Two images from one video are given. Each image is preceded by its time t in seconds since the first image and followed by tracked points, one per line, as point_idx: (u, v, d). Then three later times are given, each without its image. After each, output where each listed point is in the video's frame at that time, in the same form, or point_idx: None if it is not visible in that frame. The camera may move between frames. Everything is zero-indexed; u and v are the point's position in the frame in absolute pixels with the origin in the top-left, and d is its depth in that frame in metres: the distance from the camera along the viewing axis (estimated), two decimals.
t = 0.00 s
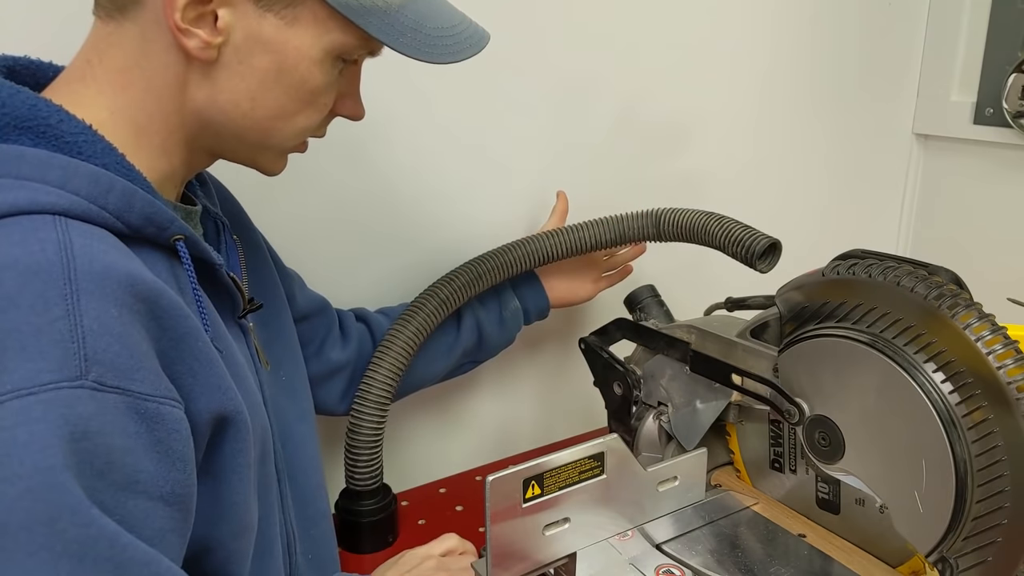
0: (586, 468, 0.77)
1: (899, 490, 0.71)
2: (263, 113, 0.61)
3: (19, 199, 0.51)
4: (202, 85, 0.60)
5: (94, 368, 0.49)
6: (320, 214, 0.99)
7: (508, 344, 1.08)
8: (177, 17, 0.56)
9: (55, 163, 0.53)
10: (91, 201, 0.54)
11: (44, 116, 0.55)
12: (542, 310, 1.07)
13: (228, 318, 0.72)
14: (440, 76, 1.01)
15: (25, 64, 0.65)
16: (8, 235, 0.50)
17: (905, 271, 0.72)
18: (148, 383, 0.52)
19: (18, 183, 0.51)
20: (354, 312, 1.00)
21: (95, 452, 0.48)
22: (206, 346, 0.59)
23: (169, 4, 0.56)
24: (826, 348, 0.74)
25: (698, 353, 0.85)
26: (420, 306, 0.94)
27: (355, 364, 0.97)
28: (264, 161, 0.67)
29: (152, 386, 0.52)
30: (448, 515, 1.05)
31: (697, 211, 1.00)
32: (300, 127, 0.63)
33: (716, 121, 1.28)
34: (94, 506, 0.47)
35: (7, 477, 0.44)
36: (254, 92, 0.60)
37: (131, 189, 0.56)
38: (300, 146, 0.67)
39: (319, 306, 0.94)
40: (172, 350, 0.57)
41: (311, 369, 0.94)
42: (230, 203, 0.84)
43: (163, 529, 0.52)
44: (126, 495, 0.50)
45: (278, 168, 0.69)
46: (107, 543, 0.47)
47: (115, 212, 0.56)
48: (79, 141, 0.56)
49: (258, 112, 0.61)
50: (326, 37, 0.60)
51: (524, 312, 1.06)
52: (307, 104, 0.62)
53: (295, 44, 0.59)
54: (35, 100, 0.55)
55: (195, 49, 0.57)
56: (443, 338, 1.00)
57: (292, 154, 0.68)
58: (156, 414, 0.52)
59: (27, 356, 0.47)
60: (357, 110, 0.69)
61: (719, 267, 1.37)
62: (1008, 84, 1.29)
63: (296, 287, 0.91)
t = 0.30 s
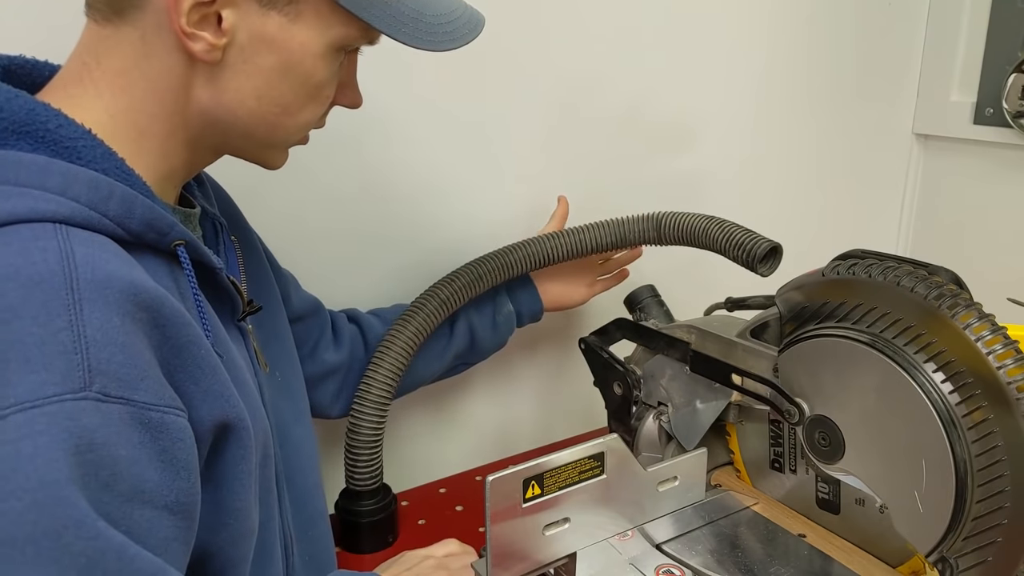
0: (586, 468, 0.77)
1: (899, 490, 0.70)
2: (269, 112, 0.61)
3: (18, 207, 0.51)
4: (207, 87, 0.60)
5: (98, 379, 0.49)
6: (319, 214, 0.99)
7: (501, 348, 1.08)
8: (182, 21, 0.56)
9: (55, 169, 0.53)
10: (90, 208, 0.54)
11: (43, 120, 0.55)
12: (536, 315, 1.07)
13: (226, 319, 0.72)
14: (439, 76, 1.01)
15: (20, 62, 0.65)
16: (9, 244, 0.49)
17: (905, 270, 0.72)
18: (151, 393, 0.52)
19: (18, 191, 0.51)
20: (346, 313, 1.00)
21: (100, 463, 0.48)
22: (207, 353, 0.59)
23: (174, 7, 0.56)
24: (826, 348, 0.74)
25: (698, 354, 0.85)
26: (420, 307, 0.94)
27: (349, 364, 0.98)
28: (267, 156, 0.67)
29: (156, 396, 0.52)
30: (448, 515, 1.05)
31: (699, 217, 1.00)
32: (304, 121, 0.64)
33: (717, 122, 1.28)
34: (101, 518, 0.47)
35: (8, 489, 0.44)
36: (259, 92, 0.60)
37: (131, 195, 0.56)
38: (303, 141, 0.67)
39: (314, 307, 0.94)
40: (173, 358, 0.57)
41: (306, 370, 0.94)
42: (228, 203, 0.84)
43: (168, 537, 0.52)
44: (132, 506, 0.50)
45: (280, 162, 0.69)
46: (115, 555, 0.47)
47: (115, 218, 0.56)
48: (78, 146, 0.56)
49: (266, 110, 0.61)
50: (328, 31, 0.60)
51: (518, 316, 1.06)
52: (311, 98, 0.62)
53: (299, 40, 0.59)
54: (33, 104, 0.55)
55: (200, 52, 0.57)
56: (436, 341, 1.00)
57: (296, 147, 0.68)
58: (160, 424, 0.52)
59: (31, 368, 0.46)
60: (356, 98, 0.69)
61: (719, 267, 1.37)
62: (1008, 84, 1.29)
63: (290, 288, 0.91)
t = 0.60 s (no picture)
0: (586, 468, 0.77)
1: (898, 490, 0.70)
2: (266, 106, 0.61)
3: (10, 209, 0.51)
4: (203, 87, 0.60)
5: (89, 381, 0.49)
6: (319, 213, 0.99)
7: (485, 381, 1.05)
8: (177, 25, 0.56)
9: (47, 170, 0.53)
10: (83, 210, 0.54)
11: (35, 121, 0.55)
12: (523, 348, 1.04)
13: (219, 321, 0.72)
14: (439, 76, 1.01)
15: (12, 63, 0.65)
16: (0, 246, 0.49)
17: (905, 270, 0.72)
18: (142, 394, 0.52)
19: (9, 193, 0.51)
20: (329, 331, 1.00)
21: (90, 467, 0.48)
22: (200, 354, 0.59)
23: (168, 10, 0.55)
24: (826, 348, 0.74)
25: (698, 354, 0.85)
26: (420, 308, 0.94)
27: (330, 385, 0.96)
28: (266, 151, 0.67)
29: (147, 398, 0.52)
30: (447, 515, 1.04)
31: (703, 221, 1.00)
32: (300, 114, 0.64)
33: (717, 122, 1.28)
34: (91, 522, 0.47)
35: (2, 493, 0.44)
36: (256, 88, 0.60)
37: (123, 197, 0.56)
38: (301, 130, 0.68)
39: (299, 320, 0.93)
40: (165, 360, 0.57)
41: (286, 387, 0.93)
42: (220, 205, 0.84)
43: (160, 540, 0.52)
44: (122, 509, 0.50)
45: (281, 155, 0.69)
46: (104, 559, 0.47)
47: (108, 219, 0.56)
48: (70, 147, 0.56)
49: (262, 105, 0.61)
50: (321, 25, 0.60)
51: (505, 349, 1.03)
52: (306, 92, 0.63)
53: (292, 36, 0.59)
54: (25, 106, 0.55)
55: (196, 55, 0.57)
56: (417, 371, 0.97)
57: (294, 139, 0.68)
58: (151, 426, 0.52)
59: (21, 371, 0.46)
60: (352, 87, 0.69)
61: (719, 267, 1.37)
62: (1008, 84, 1.29)
63: (281, 297, 0.91)
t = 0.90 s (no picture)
0: (586, 468, 0.77)
1: (898, 490, 0.70)
2: (246, 105, 0.61)
3: None
4: (178, 87, 0.60)
5: (129, 347, 0.49)
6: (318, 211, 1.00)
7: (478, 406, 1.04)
8: (150, 27, 0.55)
9: (32, 162, 0.53)
10: (70, 200, 0.54)
11: (17, 114, 0.55)
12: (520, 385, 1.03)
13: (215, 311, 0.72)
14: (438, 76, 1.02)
15: None
16: None
17: (905, 271, 0.72)
18: (180, 339, 0.52)
19: None
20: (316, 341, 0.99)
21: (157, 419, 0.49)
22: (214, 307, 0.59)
23: (140, 12, 0.55)
24: (826, 348, 0.74)
25: (699, 354, 0.85)
26: (420, 307, 0.94)
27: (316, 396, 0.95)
28: (242, 154, 0.67)
29: (185, 341, 0.52)
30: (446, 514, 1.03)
31: (699, 217, 1.00)
32: (280, 112, 0.64)
33: (716, 121, 1.28)
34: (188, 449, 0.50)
35: None
36: (233, 87, 0.60)
37: (111, 186, 0.56)
38: (275, 133, 0.67)
39: (282, 326, 0.93)
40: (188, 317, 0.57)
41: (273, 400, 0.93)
42: (207, 203, 0.84)
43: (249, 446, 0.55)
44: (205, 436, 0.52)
45: (255, 160, 0.69)
46: (211, 476, 0.50)
47: (96, 210, 0.55)
48: (54, 140, 0.56)
49: (241, 104, 0.61)
50: (298, 22, 0.59)
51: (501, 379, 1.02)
52: (286, 91, 0.62)
53: (270, 34, 0.58)
54: (8, 99, 0.56)
55: (171, 56, 0.57)
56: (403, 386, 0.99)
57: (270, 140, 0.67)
58: (198, 368, 0.52)
59: (60, 357, 0.47)
60: (334, 84, 0.70)
61: (719, 267, 1.37)
62: (1008, 84, 1.29)
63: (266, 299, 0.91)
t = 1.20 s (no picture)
0: (586, 468, 0.77)
1: (899, 490, 0.70)
2: (232, 95, 0.61)
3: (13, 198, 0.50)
4: (165, 78, 0.59)
5: (162, 310, 0.52)
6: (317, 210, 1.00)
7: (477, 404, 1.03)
8: (130, 20, 0.55)
9: (43, 158, 0.53)
10: (82, 194, 0.54)
11: (19, 113, 0.55)
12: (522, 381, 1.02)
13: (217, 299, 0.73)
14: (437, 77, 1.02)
15: None
16: (12, 231, 0.49)
17: (905, 271, 0.72)
18: (203, 299, 0.55)
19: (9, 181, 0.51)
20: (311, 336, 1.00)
21: (198, 373, 0.52)
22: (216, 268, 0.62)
23: (119, 7, 0.54)
24: (826, 348, 0.74)
25: (699, 354, 0.85)
26: (420, 307, 0.94)
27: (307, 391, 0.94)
28: (237, 138, 0.67)
29: (207, 300, 0.56)
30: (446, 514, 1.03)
31: (695, 213, 1.00)
32: (265, 100, 0.63)
33: (716, 120, 1.28)
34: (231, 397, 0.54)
35: None
36: (217, 76, 0.59)
37: (117, 178, 0.56)
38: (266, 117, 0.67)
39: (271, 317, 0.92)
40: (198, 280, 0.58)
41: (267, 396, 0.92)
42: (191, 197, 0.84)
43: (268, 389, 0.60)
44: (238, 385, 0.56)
45: (249, 143, 0.69)
46: (256, 418, 0.54)
47: (105, 202, 0.56)
48: (57, 136, 0.56)
49: (226, 93, 0.60)
50: (276, 9, 0.58)
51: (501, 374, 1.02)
52: (270, 77, 0.61)
53: (249, 21, 0.57)
54: (7, 98, 0.56)
55: (153, 48, 0.56)
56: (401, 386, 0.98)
57: (258, 126, 0.67)
58: (220, 322, 0.56)
59: (102, 327, 0.49)
60: (317, 69, 0.69)
61: (719, 267, 1.37)
62: (1008, 84, 1.28)
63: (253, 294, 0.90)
